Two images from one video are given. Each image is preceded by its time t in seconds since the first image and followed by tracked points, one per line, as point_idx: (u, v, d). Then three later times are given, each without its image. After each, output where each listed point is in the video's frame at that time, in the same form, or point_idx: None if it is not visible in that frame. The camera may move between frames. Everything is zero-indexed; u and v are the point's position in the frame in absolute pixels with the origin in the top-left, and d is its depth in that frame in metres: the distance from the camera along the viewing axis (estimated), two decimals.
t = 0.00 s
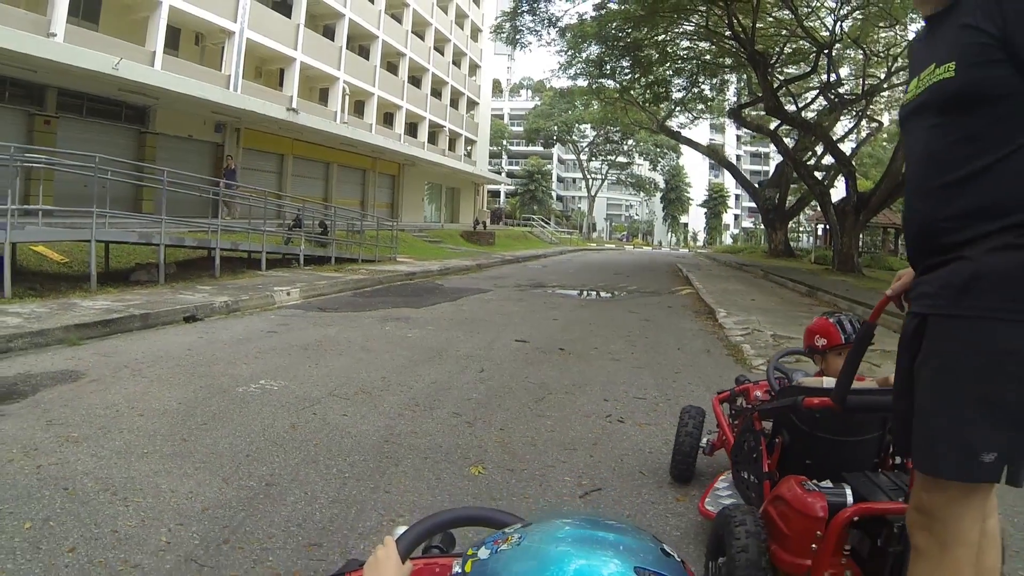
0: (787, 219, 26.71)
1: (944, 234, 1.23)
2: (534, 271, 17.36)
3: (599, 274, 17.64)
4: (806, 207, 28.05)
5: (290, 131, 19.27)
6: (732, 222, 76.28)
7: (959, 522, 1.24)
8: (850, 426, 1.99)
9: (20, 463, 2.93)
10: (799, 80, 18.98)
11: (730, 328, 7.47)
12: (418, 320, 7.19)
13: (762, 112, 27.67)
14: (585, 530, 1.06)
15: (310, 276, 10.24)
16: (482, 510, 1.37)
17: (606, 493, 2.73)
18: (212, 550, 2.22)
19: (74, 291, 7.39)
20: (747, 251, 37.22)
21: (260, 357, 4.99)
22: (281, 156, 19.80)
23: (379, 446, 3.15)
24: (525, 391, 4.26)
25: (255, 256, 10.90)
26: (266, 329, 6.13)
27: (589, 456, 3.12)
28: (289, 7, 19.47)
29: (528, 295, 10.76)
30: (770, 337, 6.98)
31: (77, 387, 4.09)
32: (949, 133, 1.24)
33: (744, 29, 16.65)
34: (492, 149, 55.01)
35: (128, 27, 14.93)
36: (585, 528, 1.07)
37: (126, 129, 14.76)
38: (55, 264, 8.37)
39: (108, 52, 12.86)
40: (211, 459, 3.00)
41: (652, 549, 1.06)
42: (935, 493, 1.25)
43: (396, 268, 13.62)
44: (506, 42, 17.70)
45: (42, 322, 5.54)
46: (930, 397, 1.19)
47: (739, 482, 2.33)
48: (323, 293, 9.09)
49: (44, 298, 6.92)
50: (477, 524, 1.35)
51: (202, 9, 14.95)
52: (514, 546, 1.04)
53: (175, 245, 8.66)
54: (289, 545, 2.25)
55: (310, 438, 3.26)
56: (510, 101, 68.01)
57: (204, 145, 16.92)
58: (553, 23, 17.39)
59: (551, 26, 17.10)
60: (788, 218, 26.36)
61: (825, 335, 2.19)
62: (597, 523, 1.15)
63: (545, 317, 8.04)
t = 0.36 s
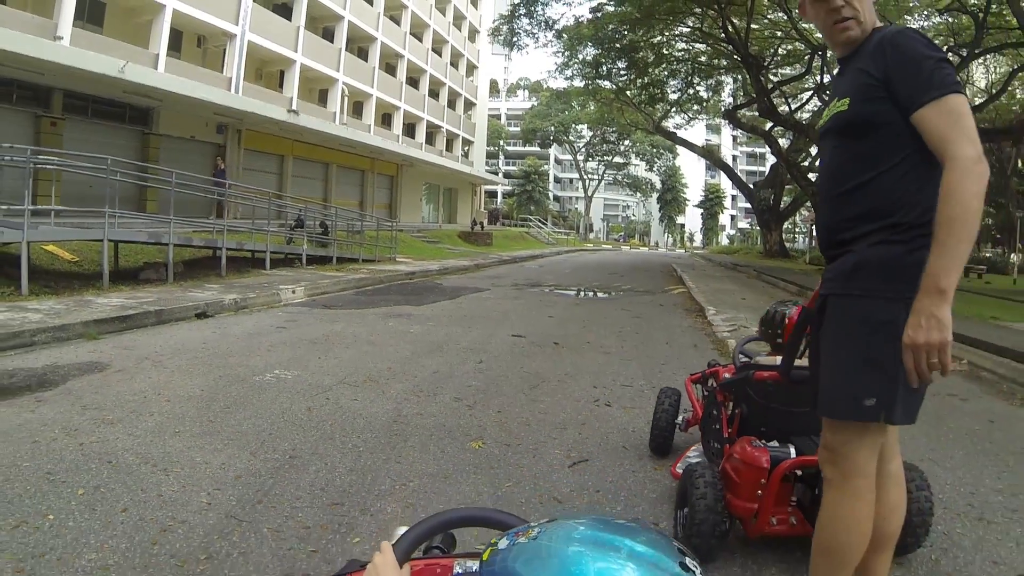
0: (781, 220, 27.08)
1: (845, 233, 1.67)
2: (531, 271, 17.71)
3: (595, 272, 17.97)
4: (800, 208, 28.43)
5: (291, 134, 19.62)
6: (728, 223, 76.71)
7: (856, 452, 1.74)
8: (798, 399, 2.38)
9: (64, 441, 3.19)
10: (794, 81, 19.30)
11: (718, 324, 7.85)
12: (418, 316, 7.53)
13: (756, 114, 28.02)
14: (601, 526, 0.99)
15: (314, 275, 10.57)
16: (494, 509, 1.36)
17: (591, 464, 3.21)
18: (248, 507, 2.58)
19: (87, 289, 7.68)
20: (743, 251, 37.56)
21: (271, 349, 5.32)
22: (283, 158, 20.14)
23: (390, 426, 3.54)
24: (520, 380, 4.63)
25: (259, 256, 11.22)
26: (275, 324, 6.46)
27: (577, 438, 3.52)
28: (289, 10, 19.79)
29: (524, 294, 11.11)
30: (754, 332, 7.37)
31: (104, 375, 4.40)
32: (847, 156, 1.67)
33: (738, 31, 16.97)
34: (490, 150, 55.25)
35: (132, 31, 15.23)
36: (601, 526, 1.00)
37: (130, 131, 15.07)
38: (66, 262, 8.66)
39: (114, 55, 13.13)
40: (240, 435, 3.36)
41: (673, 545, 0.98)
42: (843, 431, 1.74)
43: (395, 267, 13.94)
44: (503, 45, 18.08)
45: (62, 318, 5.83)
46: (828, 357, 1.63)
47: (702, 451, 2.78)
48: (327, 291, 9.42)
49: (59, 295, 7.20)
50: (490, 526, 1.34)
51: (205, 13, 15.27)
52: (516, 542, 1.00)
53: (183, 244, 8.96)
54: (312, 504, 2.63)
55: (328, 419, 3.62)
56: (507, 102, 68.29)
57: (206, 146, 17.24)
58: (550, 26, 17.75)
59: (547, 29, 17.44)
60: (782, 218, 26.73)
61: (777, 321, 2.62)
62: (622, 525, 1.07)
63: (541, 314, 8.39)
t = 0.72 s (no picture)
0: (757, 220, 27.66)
1: (770, 226, 2.12)
2: (512, 271, 18.06)
3: (574, 273, 18.32)
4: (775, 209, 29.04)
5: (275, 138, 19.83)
6: (707, 224, 77.57)
7: (774, 414, 2.10)
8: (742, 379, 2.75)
9: (77, 429, 3.41)
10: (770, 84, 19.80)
11: (688, 321, 8.24)
12: (402, 315, 7.84)
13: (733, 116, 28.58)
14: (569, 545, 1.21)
15: (299, 276, 10.82)
16: (480, 513, 1.58)
17: (563, 443, 3.60)
18: (253, 482, 2.92)
19: (80, 291, 7.89)
20: (721, 251, 38.20)
21: (263, 346, 5.60)
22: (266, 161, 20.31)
23: (378, 414, 3.89)
24: (498, 371, 4.98)
25: (245, 258, 11.45)
26: (264, 323, 6.73)
27: (551, 424, 3.89)
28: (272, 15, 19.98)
29: (504, 293, 11.44)
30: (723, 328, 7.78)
31: (107, 370, 4.66)
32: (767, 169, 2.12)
33: (716, 36, 17.42)
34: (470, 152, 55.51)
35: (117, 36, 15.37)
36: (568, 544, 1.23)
37: (116, 136, 15.21)
38: (57, 266, 8.83)
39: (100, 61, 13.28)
40: (244, 420, 3.68)
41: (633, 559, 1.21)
42: (765, 396, 2.10)
43: (378, 269, 14.21)
44: (483, 48, 18.39)
45: (59, 318, 6.05)
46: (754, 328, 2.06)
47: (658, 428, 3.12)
48: (313, 292, 9.68)
49: (53, 297, 7.40)
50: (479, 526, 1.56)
51: (189, 18, 15.46)
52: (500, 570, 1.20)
53: (172, 247, 9.19)
54: (311, 479, 2.99)
55: (321, 409, 3.93)
56: (488, 104, 68.60)
57: (191, 151, 17.41)
58: (530, 31, 18.11)
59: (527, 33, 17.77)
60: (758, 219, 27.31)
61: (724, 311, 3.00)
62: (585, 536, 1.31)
63: (520, 313, 8.73)
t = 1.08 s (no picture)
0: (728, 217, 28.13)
1: (725, 225, 2.31)
2: (487, 269, 18.23)
3: (548, 270, 18.52)
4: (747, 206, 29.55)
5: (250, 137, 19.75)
6: (680, 221, 78.43)
7: (729, 400, 2.27)
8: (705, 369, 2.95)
9: (65, 425, 3.48)
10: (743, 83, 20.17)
11: (659, 316, 8.46)
12: (379, 312, 7.95)
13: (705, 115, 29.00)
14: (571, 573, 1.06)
15: (276, 274, 10.86)
16: (485, 513, 1.43)
17: (537, 432, 3.78)
18: (240, 471, 3.04)
19: (58, 291, 7.87)
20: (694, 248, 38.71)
21: (242, 343, 5.68)
22: (241, 159, 20.20)
23: (358, 407, 4.03)
24: (474, 365, 5.14)
25: (222, 257, 11.45)
26: (243, 321, 6.80)
27: (526, 416, 4.06)
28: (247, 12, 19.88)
29: (478, 291, 11.58)
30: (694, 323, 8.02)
31: (91, 367, 4.71)
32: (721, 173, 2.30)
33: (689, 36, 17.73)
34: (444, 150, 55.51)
35: (91, 34, 15.21)
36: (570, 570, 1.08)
37: (91, 134, 15.07)
38: (33, 265, 8.78)
39: (75, 59, 13.16)
40: (230, 413, 3.79)
41: None
42: (722, 383, 2.27)
43: (354, 267, 14.27)
44: (457, 46, 18.49)
45: (39, 317, 6.06)
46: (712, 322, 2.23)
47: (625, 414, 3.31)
48: (288, 289, 9.72)
49: (31, 297, 7.38)
50: (480, 525, 1.42)
51: (165, 16, 15.36)
52: None
53: (149, 246, 9.18)
54: (296, 466, 3.13)
55: (301, 402, 4.06)
56: (462, 102, 68.58)
57: (167, 149, 17.28)
58: (504, 29, 18.24)
59: (501, 32, 17.91)
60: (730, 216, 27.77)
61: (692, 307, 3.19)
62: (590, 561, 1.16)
63: (494, 309, 8.89)
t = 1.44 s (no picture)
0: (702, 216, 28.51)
1: (692, 225, 2.46)
2: (464, 267, 18.31)
3: (524, 268, 18.64)
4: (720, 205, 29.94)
5: (228, 135, 19.64)
6: (657, 220, 79.20)
7: (697, 390, 2.41)
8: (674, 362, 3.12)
9: (53, 421, 3.54)
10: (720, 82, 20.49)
11: (634, 313, 8.63)
12: (358, 310, 8.03)
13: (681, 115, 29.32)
14: (552, 526, 1.14)
15: (254, 273, 10.87)
16: (481, 511, 1.51)
17: (514, 425, 3.91)
18: (227, 464, 3.13)
19: (38, 290, 7.83)
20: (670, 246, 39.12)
21: (224, 341, 5.74)
22: (218, 158, 20.09)
23: (340, 401, 4.14)
24: (452, 362, 5.26)
25: (200, 256, 11.43)
26: (224, 320, 6.84)
27: (504, 410, 4.19)
28: (224, 10, 19.75)
29: (455, 289, 11.67)
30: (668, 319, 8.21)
31: (75, 366, 4.75)
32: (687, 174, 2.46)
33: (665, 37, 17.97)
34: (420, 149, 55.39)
35: (68, 31, 15.05)
36: (549, 524, 1.15)
37: (68, 133, 14.91)
38: (11, 265, 8.71)
39: (54, 57, 13.03)
40: (215, 408, 3.87)
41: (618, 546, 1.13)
42: (689, 373, 2.41)
43: (332, 266, 14.29)
44: (434, 46, 18.56)
45: (20, 317, 6.05)
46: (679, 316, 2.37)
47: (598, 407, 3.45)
48: (268, 288, 9.75)
49: (10, 297, 7.34)
50: (477, 524, 1.47)
51: (143, 14, 15.23)
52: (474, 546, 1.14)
53: (129, 245, 9.15)
54: (282, 459, 3.23)
55: (285, 397, 4.15)
56: (438, 101, 68.47)
57: (144, 148, 17.15)
58: (481, 29, 18.35)
59: (479, 31, 18.02)
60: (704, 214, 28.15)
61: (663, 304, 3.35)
62: (567, 516, 1.23)
63: (471, 307, 9.00)
